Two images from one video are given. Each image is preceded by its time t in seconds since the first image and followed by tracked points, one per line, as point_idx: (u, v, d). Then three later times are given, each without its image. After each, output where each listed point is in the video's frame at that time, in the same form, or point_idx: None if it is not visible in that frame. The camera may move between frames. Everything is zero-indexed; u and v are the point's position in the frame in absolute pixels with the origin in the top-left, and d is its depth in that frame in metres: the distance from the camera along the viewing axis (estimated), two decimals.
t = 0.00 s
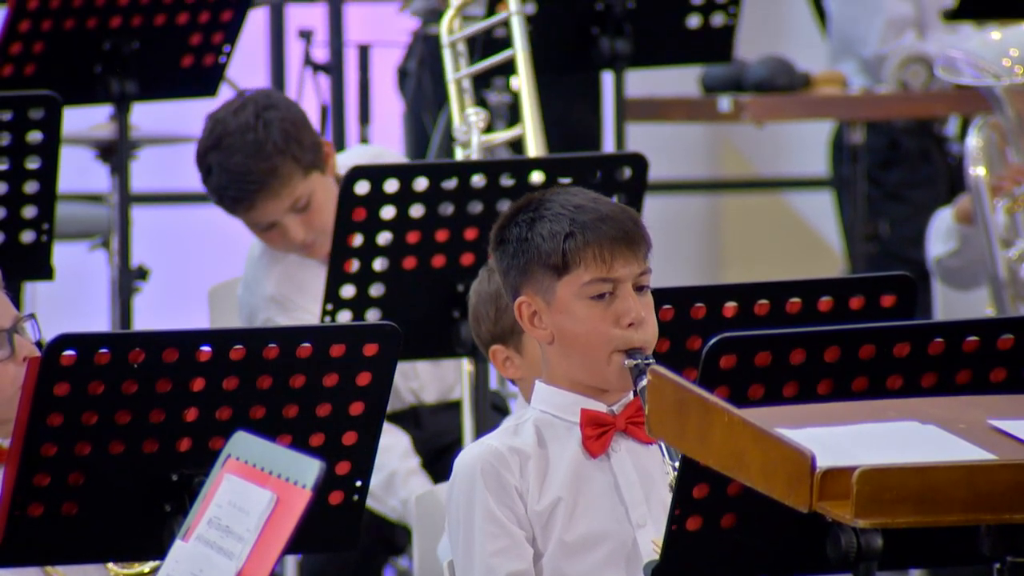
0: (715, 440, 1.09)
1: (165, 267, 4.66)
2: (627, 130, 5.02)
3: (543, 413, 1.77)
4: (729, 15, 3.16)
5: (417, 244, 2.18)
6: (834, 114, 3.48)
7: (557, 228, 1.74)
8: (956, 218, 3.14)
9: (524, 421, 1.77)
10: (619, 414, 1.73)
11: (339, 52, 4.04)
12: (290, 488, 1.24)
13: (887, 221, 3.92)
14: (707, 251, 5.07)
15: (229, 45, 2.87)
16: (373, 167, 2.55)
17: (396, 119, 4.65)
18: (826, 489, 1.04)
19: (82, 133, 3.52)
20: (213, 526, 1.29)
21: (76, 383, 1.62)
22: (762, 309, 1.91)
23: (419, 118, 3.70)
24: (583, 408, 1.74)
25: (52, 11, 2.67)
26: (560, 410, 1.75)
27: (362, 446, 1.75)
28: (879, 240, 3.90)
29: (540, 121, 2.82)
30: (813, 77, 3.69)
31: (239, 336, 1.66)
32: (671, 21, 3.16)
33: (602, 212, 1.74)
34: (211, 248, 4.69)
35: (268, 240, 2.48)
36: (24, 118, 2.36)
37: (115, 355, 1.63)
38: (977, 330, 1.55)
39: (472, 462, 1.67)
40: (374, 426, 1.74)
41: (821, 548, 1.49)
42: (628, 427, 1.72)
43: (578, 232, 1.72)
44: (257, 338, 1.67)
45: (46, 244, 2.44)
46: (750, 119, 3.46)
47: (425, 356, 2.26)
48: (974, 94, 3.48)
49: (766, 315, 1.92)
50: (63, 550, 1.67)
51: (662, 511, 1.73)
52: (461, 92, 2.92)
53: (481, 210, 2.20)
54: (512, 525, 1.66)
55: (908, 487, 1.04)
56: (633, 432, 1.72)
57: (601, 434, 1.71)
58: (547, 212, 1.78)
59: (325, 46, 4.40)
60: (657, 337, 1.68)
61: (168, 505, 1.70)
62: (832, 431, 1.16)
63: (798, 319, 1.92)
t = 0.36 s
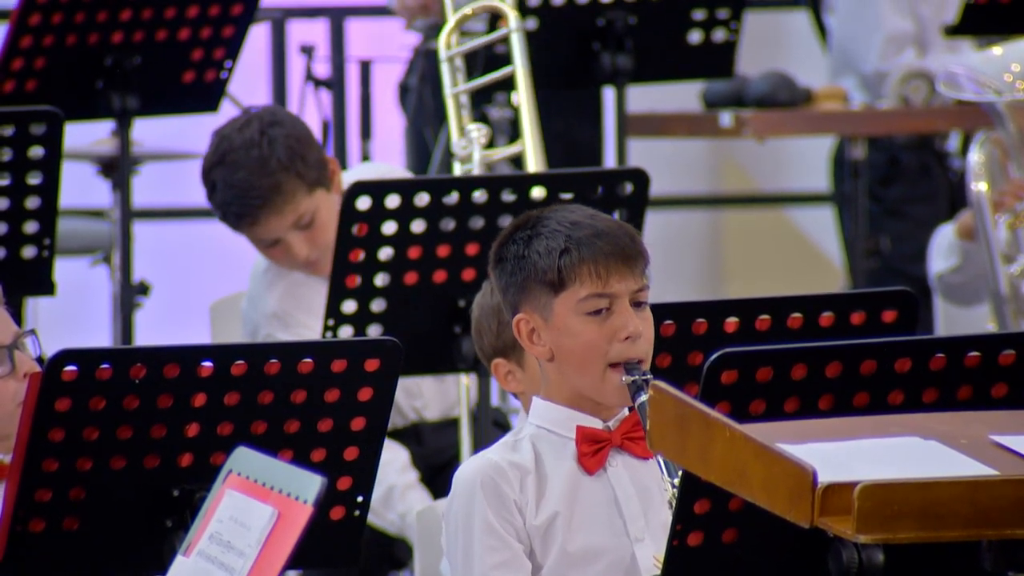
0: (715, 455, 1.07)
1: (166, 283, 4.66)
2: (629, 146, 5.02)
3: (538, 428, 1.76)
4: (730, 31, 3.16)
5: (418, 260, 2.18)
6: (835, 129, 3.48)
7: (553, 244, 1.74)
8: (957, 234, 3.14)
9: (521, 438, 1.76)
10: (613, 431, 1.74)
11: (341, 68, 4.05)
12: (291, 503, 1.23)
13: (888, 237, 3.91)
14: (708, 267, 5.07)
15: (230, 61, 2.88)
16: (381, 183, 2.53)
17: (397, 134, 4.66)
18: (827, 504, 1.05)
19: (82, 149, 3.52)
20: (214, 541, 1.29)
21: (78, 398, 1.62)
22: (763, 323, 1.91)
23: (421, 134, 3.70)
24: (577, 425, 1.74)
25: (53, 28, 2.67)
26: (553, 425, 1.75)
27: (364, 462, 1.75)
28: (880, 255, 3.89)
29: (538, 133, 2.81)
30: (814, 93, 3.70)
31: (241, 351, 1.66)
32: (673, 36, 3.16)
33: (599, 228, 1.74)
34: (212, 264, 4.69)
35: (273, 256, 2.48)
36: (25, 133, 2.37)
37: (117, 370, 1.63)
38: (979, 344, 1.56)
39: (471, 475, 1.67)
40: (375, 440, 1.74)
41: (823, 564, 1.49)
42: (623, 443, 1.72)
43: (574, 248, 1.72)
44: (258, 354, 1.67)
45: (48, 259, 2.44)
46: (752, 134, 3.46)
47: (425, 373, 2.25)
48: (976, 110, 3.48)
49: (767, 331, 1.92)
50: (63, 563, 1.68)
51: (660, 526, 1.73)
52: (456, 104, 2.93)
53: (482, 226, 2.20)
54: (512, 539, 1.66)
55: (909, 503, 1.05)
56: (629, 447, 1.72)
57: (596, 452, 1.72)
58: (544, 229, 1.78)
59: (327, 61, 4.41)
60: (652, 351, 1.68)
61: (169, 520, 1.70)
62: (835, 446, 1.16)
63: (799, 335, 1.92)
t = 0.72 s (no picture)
0: (715, 472, 1.08)
1: (167, 299, 4.66)
2: (629, 162, 5.03)
3: (543, 437, 1.76)
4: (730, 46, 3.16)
5: (418, 275, 2.18)
6: (836, 145, 3.47)
7: (559, 262, 1.75)
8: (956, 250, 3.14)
9: (525, 444, 1.76)
10: (617, 436, 1.74)
11: (341, 84, 4.05)
12: (290, 519, 1.24)
13: (888, 253, 3.92)
14: (708, 283, 5.07)
15: (230, 77, 2.89)
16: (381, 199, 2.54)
17: (397, 150, 4.67)
18: (828, 521, 1.04)
19: (83, 166, 3.52)
20: (213, 557, 1.29)
21: (77, 415, 1.62)
22: (763, 339, 1.91)
23: (421, 151, 3.71)
24: (578, 430, 1.74)
25: (53, 44, 2.67)
26: (560, 433, 1.75)
27: (364, 478, 1.75)
28: (880, 271, 3.89)
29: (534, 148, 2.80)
30: (814, 109, 3.70)
31: (241, 367, 1.66)
32: (673, 52, 3.16)
33: (606, 248, 1.74)
34: (212, 280, 4.69)
35: (276, 270, 2.48)
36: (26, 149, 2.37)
37: (116, 387, 1.63)
38: (979, 360, 1.57)
39: (470, 479, 1.67)
40: (375, 457, 1.75)
41: None
42: (627, 449, 1.72)
43: (579, 267, 1.73)
44: (258, 370, 1.67)
45: (48, 276, 2.44)
46: (752, 150, 3.46)
47: (421, 388, 2.25)
48: (975, 126, 3.48)
49: (767, 346, 1.92)
50: None
51: (662, 532, 1.72)
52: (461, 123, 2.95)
53: (482, 241, 2.20)
54: (508, 543, 1.66)
55: (909, 519, 1.04)
56: (632, 453, 1.72)
57: (600, 455, 1.71)
58: (553, 245, 1.79)
59: (326, 78, 4.41)
60: (655, 374, 1.69)
61: (169, 536, 1.71)
62: (835, 462, 1.16)
63: (798, 351, 1.92)
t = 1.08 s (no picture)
0: (715, 485, 1.07)
1: (166, 313, 4.66)
2: (628, 176, 5.03)
3: (544, 455, 1.76)
4: (730, 60, 3.17)
5: (417, 289, 2.18)
6: (835, 159, 3.48)
7: (561, 277, 1.75)
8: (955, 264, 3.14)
9: (525, 463, 1.77)
10: (619, 455, 1.73)
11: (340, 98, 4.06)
12: (291, 533, 1.24)
13: (888, 267, 3.92)
14: (708, 297, 5.07)
15: (230, 91, 2.89)
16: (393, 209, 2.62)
17: (397, 164, 4.67)
18: (828, 534, 1.03)
19: (83, 180, 3.53)
20: (213, 570, 1.29)
21: (77, 429, 1.62)
22: (762, 353, 1.91)
23: (421, 165, 3.71)
24: (580, 450, 1.73)
25: (53, 58, 2.68)
26: (560, 451, 1.74)
27: (364, 491, 1.75)
28: (880, 285, 3.89)
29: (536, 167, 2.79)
30: (813, 123, 3.71)
31: (240, 381, 1.67)
32: (673, 66, 3.16)
33: (607, 264, 1.74)
34: (212, 294, 4.69)
35: (279, 229, 2.50)
36: (25, 163, 2.38)
37: (116, 401, 1.63)
38: (978, 375, 1.57)
39: (470, 499, 1.67)
40: (374, 471, 1.75)
41: None
42: (629, 467, 1.71)
43: (580, 283, 1.72)
44: (258, 384, 1.68)
45: (47, 290, 2.44)
46: (751, 164, 3.46)
47: (425, 402, 2.26)
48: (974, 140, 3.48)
49: (766, 360, 1.92)
50: None
51: (661, 553, 1.73)
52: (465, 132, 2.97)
53: (482, 255, 2.21)
54: (507, 565, 1.66)
55: (907, 532, 1.04)
56: (633, 472, 1.71)
57: (602, 475, 1.71)
58: (555, 260, 1.79)
59: (326, 92, 4.42)
60: (654, 392, 1.69)
61: (168, 550, 1.70)
62: (834, 476, 1.16)
63: (797, 365, 1.93)
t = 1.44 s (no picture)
0: (715, 502, 1.07)
1: (167, 330, 4.67)
2: (628, 193, 5.03)
3: (548, 473, 1.75)
4: (730, 77, 3.16)
5: (417, 305, 2.19)
6: (835, 176, 3.48)
7: (567, 292, 1.75)
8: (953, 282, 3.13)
9: (530, 482, 1.75)
10: (624, 475, 1.71)
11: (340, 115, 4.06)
12: (290, 550, 1.23)
13: (888, 284, 3.92)
14: (708, 313, 5.07)
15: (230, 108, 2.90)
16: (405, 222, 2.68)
17: (397, 180, 4.68)
18: (827, 552, 1.01)
19: (83, 197, 3.53)
20: None
21: (76, 445, 1.62)
22: (762, 369, 1.92)
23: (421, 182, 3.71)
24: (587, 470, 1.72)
25: (53, 75, 2.70)
26: (564, 470, 1.74)
27: (363, 509, 1.76)
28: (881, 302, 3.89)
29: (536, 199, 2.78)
30: (813, 140, 3.72)
31: (240, 398, 1.67)
32: (673, 83, 3.15)
33: (612, 278, 1.75)
34: (212, 310, 4.69)
35: (300, 188, 2.57)
36: (25, 180, 2.38)
37: (116, 417, 1.63)
38: (976, 392, 1.62)
39: (477, 523, 1.66)
40: (373, 488, 1.76)
41: None
42: (634, 488, 1.69)
43: (587, 298, 1.73)
44: (258, 401, 1.68)
45: (47, 306, 2.44)
46: (751, 181, 3.46)
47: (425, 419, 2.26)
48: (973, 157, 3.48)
49: (766, 377, 1.93)
50: None
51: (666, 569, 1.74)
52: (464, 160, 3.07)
53: (482, 272, 2.21)
54: None
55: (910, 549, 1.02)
56: (639, 492, 1.70)
57: (607, 496, 1.70)
58: (559, 274, 1.79)
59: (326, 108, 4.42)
60: (662, 407, 1.69)
61: (167, 567, 1.70)
62: (834, 493, 1.16)
63: (797, 382, 1.93)
